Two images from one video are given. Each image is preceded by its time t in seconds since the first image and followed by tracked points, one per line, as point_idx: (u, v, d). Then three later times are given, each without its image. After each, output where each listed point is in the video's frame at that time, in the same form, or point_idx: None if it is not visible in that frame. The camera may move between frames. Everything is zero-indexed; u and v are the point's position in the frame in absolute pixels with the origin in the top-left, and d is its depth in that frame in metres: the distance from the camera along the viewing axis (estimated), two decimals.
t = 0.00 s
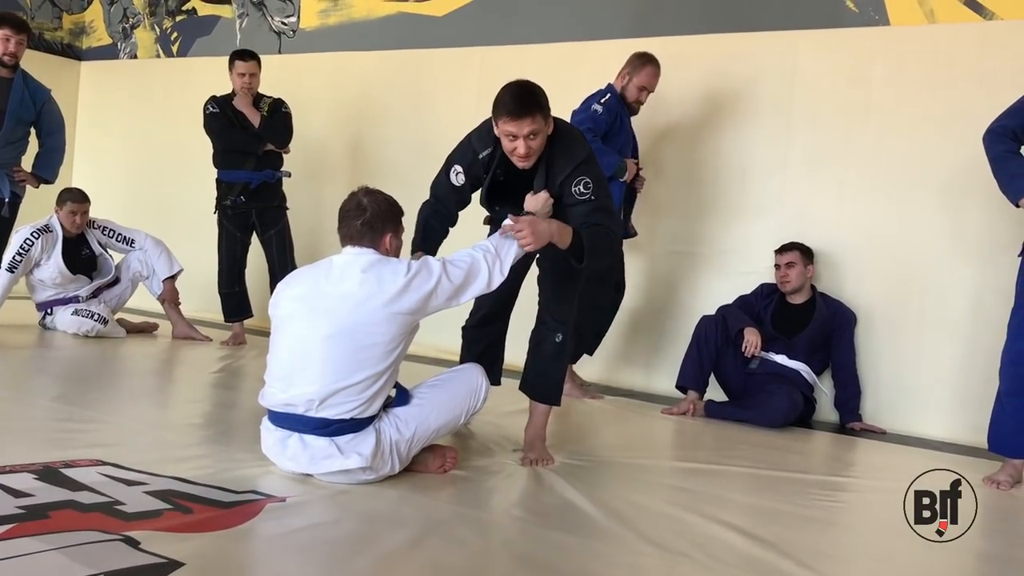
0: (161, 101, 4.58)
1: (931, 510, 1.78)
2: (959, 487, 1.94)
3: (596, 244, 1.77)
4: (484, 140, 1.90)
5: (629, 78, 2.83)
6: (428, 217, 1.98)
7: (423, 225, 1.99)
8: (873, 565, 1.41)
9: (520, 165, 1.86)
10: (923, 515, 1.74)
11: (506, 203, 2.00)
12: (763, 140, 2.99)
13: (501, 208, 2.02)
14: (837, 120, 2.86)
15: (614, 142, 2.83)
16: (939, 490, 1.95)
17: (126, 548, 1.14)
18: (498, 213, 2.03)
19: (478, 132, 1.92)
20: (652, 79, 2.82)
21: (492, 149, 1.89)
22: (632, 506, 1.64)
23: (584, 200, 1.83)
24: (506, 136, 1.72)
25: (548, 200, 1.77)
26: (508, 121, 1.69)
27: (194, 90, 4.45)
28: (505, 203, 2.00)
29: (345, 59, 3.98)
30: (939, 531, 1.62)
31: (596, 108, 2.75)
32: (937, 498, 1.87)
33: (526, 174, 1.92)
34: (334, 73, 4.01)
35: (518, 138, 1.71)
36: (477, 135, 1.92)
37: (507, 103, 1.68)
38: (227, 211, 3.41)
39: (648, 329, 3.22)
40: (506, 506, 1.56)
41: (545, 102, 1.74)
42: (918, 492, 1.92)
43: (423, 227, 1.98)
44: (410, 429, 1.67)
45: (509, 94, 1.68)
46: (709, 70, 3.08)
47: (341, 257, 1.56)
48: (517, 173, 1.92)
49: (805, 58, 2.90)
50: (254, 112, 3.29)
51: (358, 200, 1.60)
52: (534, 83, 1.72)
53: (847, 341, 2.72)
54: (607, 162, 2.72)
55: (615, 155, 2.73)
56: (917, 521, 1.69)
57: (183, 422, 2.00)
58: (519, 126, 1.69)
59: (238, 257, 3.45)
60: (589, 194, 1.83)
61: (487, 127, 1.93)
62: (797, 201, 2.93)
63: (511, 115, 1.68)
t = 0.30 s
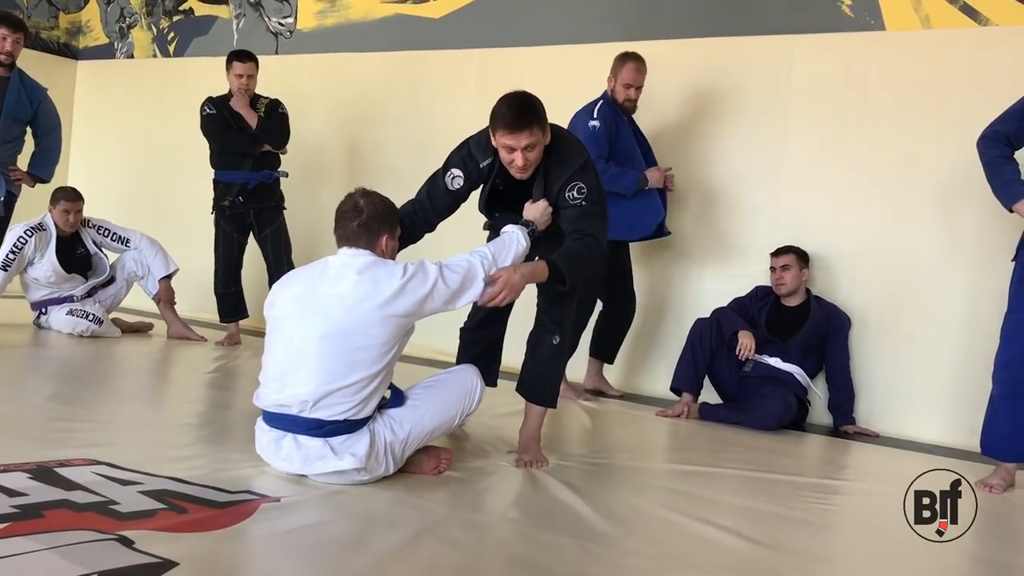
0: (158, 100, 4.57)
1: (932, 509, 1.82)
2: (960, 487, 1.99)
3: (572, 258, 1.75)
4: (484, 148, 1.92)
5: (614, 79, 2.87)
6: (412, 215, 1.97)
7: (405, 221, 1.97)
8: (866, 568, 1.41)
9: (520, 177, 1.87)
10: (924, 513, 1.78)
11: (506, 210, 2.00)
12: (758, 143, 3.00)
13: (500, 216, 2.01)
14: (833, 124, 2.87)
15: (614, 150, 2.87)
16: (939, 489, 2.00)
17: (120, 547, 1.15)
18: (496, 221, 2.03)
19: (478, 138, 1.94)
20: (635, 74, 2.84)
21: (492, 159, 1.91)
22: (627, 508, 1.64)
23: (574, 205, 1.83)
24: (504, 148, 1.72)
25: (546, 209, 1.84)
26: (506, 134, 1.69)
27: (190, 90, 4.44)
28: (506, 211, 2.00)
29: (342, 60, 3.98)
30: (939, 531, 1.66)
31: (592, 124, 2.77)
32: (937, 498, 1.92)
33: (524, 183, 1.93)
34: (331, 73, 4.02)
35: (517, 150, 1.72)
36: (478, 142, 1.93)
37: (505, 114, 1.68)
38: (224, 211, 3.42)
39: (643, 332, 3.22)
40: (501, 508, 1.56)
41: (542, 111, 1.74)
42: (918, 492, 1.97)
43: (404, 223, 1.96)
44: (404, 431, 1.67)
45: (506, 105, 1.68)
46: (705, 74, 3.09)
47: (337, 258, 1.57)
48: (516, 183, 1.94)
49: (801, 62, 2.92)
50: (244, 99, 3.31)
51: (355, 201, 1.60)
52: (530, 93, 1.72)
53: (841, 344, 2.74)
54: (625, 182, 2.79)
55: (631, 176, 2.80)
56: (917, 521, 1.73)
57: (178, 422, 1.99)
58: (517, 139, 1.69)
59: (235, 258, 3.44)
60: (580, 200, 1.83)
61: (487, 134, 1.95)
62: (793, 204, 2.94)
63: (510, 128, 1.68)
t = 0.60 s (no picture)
0: (153, 100, 4.56)
1: (930, 510, 1.86)
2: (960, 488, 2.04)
3: (551, 263, 1.74)
4: (481, 154, 1.91)
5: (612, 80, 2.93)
6: (409, 219, 1.97)
7: (402, 225, 1.98)
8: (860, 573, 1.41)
9: (513, 182, 1.82)
10: (923, 515, 1.82)
11: (504, 216, 2.00)
12: (754, 148, 3.00)
13: (497, 221, 2.01)
14: (828, 129, 2.88)
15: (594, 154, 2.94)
16: (938, 490, 2.03)
17: (112, 547, 1.14)
18: (493, 226, 2.03)
19: (475, 142, 1.94)
20: (627, 75, 2.85)
21: (489, 165, 1.91)
22: (621, 512, 1.64)
23: (567, 209, 1.83)
24: (497, 155, 1.72)
25: (543, 215, 1.85)
26: (502, 142, 1.69)
27: (186, 90, 4.44)
28: (503, 215, 1.99)
29: (338, 61, 3.98)
30: (939, 531, 1.70)
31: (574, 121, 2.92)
32: (937, 499, 1.97)
33: (521, 188, 1.94)
34: (328, 74, 4.01)
35: (510, 159, 1.71)
36: (474, 146, 1.93)
37: (505, 120, 1.68)
38: (226, 212, 3.42)
39: (637, 335, 3.22)
40: (496, 511, 1.56)
41: (545, 125, 1.74)
42: (917, 492, 2.03)
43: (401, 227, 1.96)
44: (398, 434, 1.67)
45: (508, 110, 1.68)
46: (701, 77, 3.10)
47: (333, 260, 1.56)
48: (514, 189, 1.95)
49: (797, 67, 2.92)
50: (235, 108, 3.24)
51: (349, 203, 1.60)
52: (534, 102, 1.72)
53: (835, 349, 2.74)
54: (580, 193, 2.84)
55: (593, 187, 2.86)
56: (916, 522, 1.76)
57: (172, 422, 1.99)
58: (512, 148, 1.69)
59: (235, 258, 3.45)
60: (574, 205, 1.83)
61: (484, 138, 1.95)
62: (788, 209, 2.95)
63: (506, 136, 1.68)
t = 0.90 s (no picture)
0: (151, 98, 4.55)
1: (930, 510, 1.90)
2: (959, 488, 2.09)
3: (545, 270, 1.77)
4: (479, 153, 1.91)
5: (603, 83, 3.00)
6: (406, 217, 1.96)
7: (399, 224, 1.97)
8: None
9: (501, 181, 1.80)
10: (922, 516, 1.86)
11: (499, 217, 2.01)
12: (752, 151, 3.01)
13: (492, 220, 2.02)
14: (826, 133, 2.89)
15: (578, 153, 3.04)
16: (938, 491, 2.07)
17: (107, 546, 1.13)
18: (489, 225, 2.04)
19: (473, 142, 1.94)
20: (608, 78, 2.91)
21: (485, 165, 1.90)
22: (617, 513, 1.64)
23: (562, 216, 1.84)
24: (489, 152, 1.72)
25: (539, 219, 1.85)
26: (496, 141, 1.68)
27: (184, 88, 4.43)
28: (498, 215, 2.00)
29: (337, 60, 3.98)
30: (939, 531, 1.74)
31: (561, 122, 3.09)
32: (937, 498, 2.02)
33: (517, 190, 1.93)
34: (326, 73, 4.01)
35: (500, 158, 1.71)
36: (472, 146, 1.93)
37: (504, 120, 1.68)
38: (230, 211, 3.40)
39: (633, 337, 3.22)
40: (492, 511, 1.56)
41: (543, 131, 1.74)
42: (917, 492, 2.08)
43: (399, 225, 1.96)
44: (395, 434, 1.67)
45: (508, 112, 1.68)
46: (699, 80, 3.10)
47: (332, 261, 1.56)
48: (509, 190, 1.94)
49: (794, 70, 2.93)
50: (230, 125, 3.20)
51: (352, 203, 1.60)
52: (535, 107, 1.72)
53: (831, 352, 2.74)
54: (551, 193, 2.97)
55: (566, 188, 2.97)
56: (916, 522, 1.80)
57: (166, 421, 1.98)
58: (504, 149, 1.68)
59: (236, 259, 3.44)
60: (569, 212, 1.84)
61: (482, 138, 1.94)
62: (785, 212, 2.95)
63: (502, 137, 1.67)
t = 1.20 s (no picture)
0: (150, 94, 4.55)
1: (930, 511, 1.93)
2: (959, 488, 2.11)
3: (544, 270, 1.77)
4: (479, 152, 1.91)
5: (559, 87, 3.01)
6: (407, 218, 1.96)
7: (400, 225, 1.96)
8: None
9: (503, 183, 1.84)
10: (923, 516, 1.88)
11: (499, 216, 2.01)
12: (751, 152, 3.01)
13: (492, 218, 2.02)
14: (825, 136, 2.89)
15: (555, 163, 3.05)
16: (938, 490, 2.10)
17: (103, 542, 1.13)
18: (489, 224, 2.04)
19: (473, 141, 1.94)
20: (560, 82, 2.92)
21: (485, 163, 1.90)
22: (613, 513, 1.64)
23: (562, 215, 1.84)
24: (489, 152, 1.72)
25: (539, 218, 1.85)
26: (496, 140, 1.69)
27: (183, 85, 4.42)
28: (498, 214, 2.00)
29: (337, 58, 3.97)
30: (939, 531, 1.76)
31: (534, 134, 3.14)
32: (937, 498, 2.04)
33: (517, 189, 1.94)
34: (326, 72, 4.00)
35: (500, 158, 1.71)
36: (472, 145, 1.93)
37: (503, 120, 1.68)
38: (244, 210, 3.38)
39: (631, 337, 3.23)
40: (487, 511, 1.56)
41: (542, 131, 1.74)
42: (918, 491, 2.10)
43: (400, 226, 1.95)
44: (392, 432, 1.67)
45: (508, 111, 1.69)
46: (698, 81, 3.10)
47: (332, 258, 1.56)
48: (508, 189, 1.95)
49: (794, 72, 2.93)
50: (249, 124, 3.22)
51: (353, 202, 1.60)
52: (534, 106, 1.72)
53: (828, 354, 2.75)
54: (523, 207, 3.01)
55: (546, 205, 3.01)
56: (916, 522, 1.83)
57: (163, 418, 1.98)
58: (504, 148, 1.68)
59: (247, 257, 3.40)
60: (569, 211, 1.84)
61: (482, 137, 1.95)
62: (784, 214, 2.95)
63: (501, 136, 1.68)
